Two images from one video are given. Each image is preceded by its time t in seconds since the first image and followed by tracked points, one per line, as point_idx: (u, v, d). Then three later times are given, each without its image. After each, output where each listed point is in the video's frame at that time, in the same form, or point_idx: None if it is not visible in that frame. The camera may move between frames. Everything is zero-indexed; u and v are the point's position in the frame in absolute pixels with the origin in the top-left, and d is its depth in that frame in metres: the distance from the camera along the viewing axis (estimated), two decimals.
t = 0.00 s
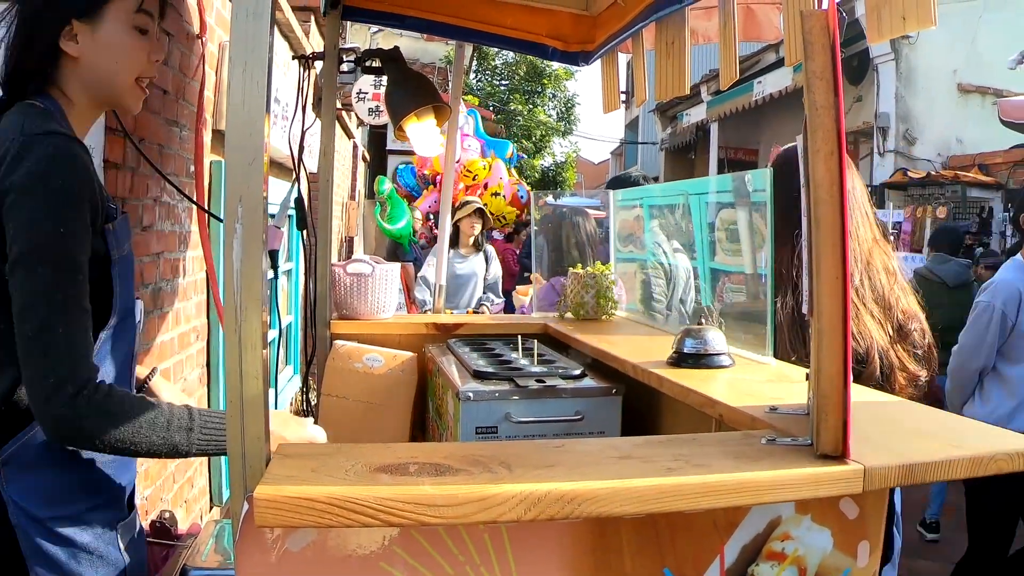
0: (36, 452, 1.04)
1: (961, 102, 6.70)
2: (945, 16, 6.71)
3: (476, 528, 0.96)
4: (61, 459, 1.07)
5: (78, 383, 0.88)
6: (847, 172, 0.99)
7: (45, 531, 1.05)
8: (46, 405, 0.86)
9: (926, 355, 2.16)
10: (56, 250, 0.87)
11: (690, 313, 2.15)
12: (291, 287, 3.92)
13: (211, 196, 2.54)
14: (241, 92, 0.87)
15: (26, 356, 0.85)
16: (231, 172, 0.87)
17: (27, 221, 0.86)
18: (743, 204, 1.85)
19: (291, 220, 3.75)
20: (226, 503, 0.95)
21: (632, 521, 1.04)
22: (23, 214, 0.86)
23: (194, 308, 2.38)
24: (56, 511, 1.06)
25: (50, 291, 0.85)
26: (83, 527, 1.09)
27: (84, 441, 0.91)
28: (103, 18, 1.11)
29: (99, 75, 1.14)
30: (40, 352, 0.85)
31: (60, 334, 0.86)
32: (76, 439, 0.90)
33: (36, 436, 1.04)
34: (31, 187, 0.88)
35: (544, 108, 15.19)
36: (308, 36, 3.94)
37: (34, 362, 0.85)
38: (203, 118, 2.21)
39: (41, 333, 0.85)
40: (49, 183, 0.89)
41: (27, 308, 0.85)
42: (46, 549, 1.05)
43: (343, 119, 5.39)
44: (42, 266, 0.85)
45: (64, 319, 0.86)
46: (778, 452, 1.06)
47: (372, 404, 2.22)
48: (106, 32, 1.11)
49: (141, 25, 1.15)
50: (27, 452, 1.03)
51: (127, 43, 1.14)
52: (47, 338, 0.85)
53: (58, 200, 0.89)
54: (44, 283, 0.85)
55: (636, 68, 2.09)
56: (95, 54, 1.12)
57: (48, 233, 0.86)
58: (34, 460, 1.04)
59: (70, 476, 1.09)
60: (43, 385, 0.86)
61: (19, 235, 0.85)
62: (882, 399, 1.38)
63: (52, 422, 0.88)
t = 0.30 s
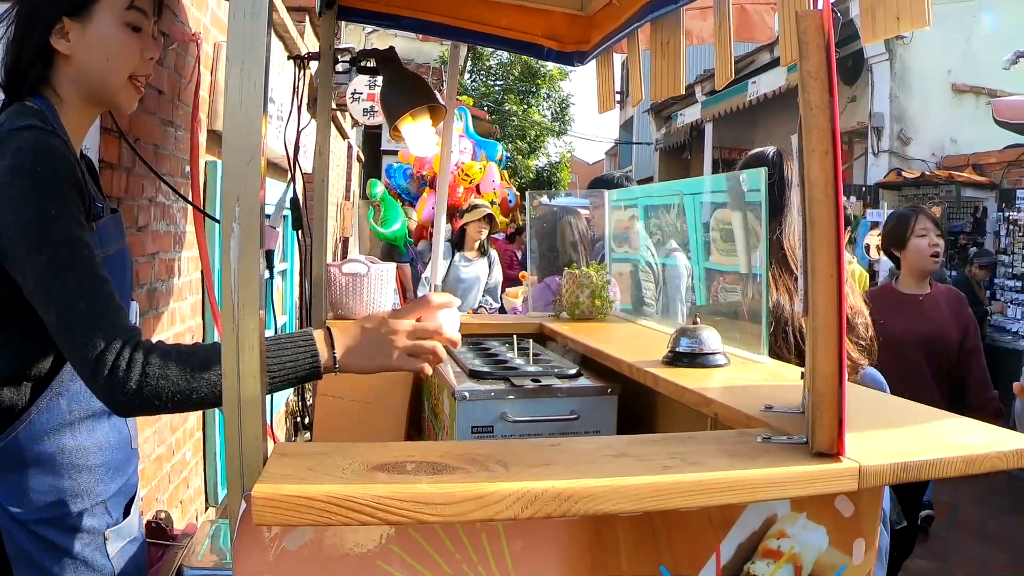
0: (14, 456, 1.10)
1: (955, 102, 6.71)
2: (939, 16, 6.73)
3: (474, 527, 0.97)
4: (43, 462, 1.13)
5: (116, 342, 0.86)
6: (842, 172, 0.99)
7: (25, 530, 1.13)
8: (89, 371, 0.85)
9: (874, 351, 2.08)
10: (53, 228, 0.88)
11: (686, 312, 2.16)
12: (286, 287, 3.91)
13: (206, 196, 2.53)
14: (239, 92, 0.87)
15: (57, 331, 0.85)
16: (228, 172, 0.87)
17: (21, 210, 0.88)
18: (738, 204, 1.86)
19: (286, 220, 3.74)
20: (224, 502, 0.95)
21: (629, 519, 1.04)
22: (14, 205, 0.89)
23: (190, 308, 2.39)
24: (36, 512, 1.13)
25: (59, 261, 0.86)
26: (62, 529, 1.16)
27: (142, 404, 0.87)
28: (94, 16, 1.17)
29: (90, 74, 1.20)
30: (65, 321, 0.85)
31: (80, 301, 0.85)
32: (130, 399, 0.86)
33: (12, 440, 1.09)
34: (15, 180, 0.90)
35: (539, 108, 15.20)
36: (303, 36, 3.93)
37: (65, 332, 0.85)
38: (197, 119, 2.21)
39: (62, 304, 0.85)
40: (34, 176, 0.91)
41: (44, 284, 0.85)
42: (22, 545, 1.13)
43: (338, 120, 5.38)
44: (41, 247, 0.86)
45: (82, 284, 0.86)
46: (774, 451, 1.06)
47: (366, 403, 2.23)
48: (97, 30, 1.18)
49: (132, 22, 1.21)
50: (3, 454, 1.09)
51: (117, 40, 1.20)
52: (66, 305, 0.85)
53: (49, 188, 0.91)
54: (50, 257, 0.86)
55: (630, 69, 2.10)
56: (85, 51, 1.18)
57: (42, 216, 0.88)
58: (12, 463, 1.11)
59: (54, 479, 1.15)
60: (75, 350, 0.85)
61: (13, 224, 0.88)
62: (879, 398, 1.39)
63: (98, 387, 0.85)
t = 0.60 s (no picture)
0: (24, 460, 1.16)
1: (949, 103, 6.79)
2: (934, 16, 6.75)
3: (470, 529, 0.96)
4: (54, 465, 1.21)
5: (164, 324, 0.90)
6: (840, 172, 0.99)
7: (30, 533, 1.19)
8: (144, 360, 0.89)
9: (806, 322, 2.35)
10: (91, 222, 0.93)
11: (682, 312, 2.15)
12: (281, 287, 3.90)
13: (201, 196, 2.53)
14: (233, 90, 0.87)
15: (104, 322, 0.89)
16: (224, 171, 0.87)
17: (61, 209, 0.94)
18: (733, 204, 1.86)
19: (281, 220, 3.74)
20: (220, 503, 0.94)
21: (626, 521, 1.04)
22: (52, 205, 0.95)
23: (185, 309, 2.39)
24: (43, 517, 1.20)
25: (105, 251, 0.91)
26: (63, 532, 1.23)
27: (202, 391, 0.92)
28: (124, 13, 1.26)
29: (119, 67, 1.29)
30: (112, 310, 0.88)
31: (128, 290, 0.90)
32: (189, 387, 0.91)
33: (24, 442, 1.15)
34: (49, 183, 0.96)
35: (533, 108, 15.22)
36: (298, 36, 3.92)
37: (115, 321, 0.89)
38: (192, 119, 2.20)
39: (112, 293, 0.89)
40: (68, 176, 0.97)
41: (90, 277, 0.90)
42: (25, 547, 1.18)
43: (333, 120, 5.38)
44: (83, 240, 0.92)
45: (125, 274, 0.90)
46: (771, 452, 1.06)
47: (360, 403, 2.23)
48: (126, 24, 1.26)
49: (162, 19, 1.30)
50: (12, 456, 1.15)
51: (145, 35, 1.28)
52: (114, 296, 0.89)
53: (80, 186, 0.96)
54: (95, 249, 0.91)
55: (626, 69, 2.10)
56: (115, 46, 1.27)
57: (81, 213, 0.94)
58: (23, 464, 1.17)
59: (61, 483, 1.22)
60: (127, 341, 0.88)
61: (55, 223, 0.94)
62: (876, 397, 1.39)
63: (156, 377, 0.90)
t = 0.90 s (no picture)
0: (30, 465, 1.18)
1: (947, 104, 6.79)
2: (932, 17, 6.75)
3: (469, 533, 0.96)
4: (60, 471, 1.22)
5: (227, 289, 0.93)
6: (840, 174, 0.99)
7: (34, 538, 1.20)
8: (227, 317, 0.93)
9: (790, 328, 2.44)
10: (128, 206, 0.94)
11: (680, 314, 2.15)
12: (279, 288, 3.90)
13: (199, 197, 2.53)
14: (232, 92, 0.86)
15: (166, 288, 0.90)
16: (222, 172, 0.86)
17: (93, 196, 0.95)
18: (732, 205, 1.86)
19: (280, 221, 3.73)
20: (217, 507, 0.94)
21: (624, 524, 1.04)
22: (79, 198, 0.96)
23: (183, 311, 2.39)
24: (47, 523, 1.21)
25: (155, 226, 0.93)
26: (67, 538, 1.24)
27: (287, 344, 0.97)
28: (148, 15, 1.25)
29: (140, 68, 1.29)
30: (172, 276, 0.90)
31: (185, 255, 0.91)
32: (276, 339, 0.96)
33: (31, 447, 1.17)
34: (66, 181, 0.98)
35: (532, 108, 15.23)
36: (297, 36, 3.92)
37: (183, 285, 0.91)
38: (189, 120, 2.19)
39: (170, 262, 0.91)
40: (89, 168, 0.98)
41: (142, 249, 0.92)
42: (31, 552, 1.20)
43: (332, 121, 5.38)
44: (125, 221, 0.93)
45: (186, 242, 0.93)
46: (770, 455, 1.06)
47: (356, 406, 2.20)
48: (149, 28, 1.25)
49: (187, 23, 1.28)
50: (17, 463, 1.16)
51: (169, 39, 1.27)
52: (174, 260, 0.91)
53: (105, 174, 0.97)
54: (139, 228, 0.93)
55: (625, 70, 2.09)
56: (136, 48, 1.27)
57: (116, 196, 0.95)
58: (30, 470, 1.18)
59: (67, 489, 1.24)
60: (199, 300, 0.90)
61: (85, 213, 0.95)
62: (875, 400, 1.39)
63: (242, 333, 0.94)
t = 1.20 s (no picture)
0: (39, 472, 1.17)
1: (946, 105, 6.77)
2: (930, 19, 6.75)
3: (464, 537, 0.95)
4: (67, 479, 1.20)
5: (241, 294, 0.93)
6: (837, 176, 0.99)
7: (38, 544, 1.19)
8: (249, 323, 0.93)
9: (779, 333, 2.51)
10: (140, 213, 0.94)
11: (678, 315, 2.15)
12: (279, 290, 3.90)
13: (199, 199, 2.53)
14: (226, 95, 0.86)
15: (178, 296, 0.90)
16: (216, 175, 0.86)
17: (105, 203, 0.95)
18: (731, 207, 1.85)
19: (278, 223, 3.75)
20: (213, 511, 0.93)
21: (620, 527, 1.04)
22: (91, 205, 0.95)
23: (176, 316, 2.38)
24: (54, 529, 1.20)
25: (167, 233, 0.93)
26: (73, 546, 1.22)
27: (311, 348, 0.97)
28: (169, 19, 1.18)
29: (158, 71, 1.23)
30: (183, 282, 0.90)
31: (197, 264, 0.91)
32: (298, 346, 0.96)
33: (39, 453, 1.16)
34: (78, 189, 0.96)
35: (531, 109, 15.22)
36: (296, 39, 3.92)
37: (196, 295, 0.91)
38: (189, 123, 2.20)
39: (183, 269, 0.91)
40: (101, 175, 0.96)
41: (154, 257, 0.91)
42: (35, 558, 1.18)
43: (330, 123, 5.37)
44: (137, 229, 0.93)
45: (199, 250, 0.93)
46: (767, 458, 1.06)
47: (355, 408, 2.20)
48: (168, 32, 1.19)
49: (207, 29, 1.19)
50: (25, 468, 1.15)
51: (189, 44, 1.20)
52: (182, 265, 0.91)
53: (119, 181, 0.96)
54: (150, 235, 0.92)
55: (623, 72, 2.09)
56: (154, 51, 1.22)
57: (127, 204, 0.94)
58: (36, 475, 1.17)
59: (74, 496, 1.21)
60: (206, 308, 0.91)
61: (98, 219, 0.94)
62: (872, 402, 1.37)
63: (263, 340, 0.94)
